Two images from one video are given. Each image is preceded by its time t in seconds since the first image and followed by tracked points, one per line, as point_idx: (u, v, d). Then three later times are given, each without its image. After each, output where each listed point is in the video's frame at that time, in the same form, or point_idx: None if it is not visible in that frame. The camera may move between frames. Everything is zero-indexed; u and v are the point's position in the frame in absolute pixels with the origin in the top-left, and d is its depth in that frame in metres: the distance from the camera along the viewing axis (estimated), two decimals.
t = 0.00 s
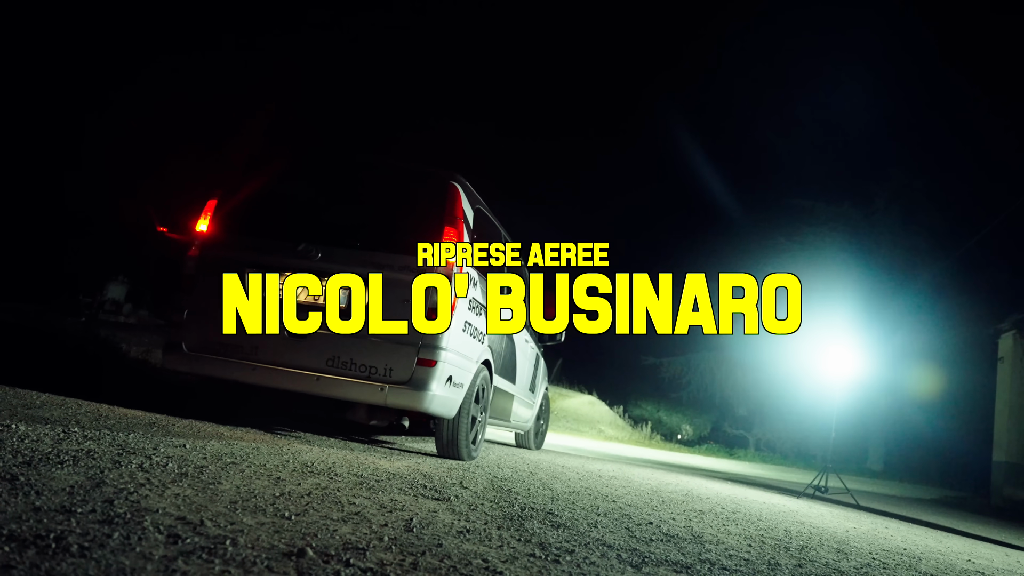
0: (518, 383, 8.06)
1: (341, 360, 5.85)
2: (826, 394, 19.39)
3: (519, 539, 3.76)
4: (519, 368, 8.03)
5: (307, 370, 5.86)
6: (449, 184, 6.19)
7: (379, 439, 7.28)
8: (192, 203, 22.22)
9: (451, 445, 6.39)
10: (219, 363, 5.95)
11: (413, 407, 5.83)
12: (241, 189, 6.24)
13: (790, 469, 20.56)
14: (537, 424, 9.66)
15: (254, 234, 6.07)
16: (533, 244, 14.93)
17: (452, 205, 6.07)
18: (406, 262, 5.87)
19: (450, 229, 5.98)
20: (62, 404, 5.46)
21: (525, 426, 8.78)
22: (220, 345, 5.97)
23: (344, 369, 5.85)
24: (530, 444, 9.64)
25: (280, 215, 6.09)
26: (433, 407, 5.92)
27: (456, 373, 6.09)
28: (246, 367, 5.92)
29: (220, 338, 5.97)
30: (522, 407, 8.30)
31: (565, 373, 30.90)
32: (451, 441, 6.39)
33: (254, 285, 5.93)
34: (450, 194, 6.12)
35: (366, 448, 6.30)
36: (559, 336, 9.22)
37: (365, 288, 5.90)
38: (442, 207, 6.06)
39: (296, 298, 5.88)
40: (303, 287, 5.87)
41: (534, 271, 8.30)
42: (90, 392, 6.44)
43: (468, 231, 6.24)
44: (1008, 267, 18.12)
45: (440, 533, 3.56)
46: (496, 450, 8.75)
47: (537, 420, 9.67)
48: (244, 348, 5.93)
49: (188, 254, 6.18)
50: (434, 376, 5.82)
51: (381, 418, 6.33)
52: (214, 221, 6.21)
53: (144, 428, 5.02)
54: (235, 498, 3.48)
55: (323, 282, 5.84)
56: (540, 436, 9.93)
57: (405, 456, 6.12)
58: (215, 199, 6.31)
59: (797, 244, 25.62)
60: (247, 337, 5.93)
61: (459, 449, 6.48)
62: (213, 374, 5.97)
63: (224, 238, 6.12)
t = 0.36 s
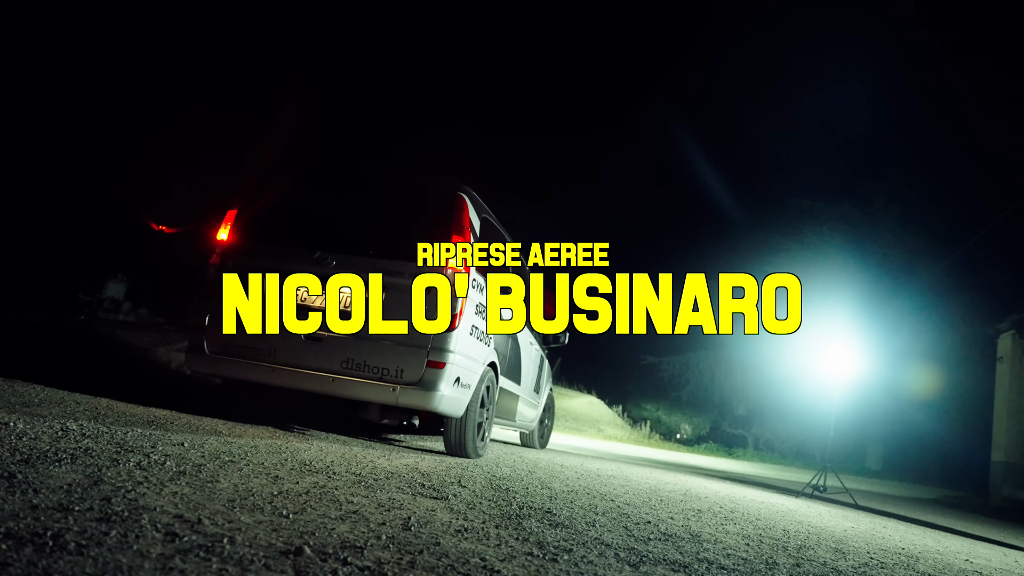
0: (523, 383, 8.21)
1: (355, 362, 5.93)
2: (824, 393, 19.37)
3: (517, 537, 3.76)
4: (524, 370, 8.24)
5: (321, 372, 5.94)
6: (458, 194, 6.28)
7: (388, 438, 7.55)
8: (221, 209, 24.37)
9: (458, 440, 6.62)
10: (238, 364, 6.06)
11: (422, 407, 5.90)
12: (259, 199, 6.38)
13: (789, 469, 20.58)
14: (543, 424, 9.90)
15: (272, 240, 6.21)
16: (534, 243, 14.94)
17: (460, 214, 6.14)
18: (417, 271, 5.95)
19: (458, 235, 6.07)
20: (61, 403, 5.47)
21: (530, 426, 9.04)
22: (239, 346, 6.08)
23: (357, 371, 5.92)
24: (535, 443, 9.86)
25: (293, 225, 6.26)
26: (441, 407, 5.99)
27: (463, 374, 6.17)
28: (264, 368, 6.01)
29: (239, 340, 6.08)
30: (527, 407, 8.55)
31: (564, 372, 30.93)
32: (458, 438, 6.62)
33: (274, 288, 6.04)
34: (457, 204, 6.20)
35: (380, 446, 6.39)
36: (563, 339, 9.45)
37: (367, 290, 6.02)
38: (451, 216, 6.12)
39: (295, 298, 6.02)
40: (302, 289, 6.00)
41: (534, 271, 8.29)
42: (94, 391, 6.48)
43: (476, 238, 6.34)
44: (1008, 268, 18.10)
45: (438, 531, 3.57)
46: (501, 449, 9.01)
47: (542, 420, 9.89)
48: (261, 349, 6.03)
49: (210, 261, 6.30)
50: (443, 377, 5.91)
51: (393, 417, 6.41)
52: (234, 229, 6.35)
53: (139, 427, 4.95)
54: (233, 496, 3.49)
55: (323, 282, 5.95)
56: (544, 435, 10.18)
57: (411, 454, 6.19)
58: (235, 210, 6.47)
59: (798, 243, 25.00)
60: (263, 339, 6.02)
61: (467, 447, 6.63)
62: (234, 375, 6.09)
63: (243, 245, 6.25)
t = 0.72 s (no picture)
0: (529, 385, 8.46)
1: (369, 364, 6.18)
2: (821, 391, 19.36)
3: (515, 536, 3.76)
4: (531, 371, 8.49)
5: (337, 373, 6.20)
6: (465, 206, 6.56)
7: (407, 436, 7.99)
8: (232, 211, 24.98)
9: (468, 438, 6.85)
10: (260, 366, 6.32)
11: (433, 407, 6.16)
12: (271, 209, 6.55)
13: (787, 467, 20.62)
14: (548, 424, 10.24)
15: (287, 249, 6.43)
16: (533, 244, 14.93)
17: (467, 226, 6.44)
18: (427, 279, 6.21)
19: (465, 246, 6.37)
20: (60, 401, 5.47)
21: (537, 426, 9.34)
22: (259, 348, 6.35)
23: (372, 372, 6.18)
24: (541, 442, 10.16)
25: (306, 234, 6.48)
26: (450, 407, 6.25)
27: (472, 375, 6.42)
28: (285, 369, 6.30)
29: (260, 343, 6.34)
30: (533, 407, 8.83)
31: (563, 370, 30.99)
32: (467, 437, 6.87)
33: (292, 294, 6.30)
34: (464, 216, 6.48)
35: (394, 444, 6.61)
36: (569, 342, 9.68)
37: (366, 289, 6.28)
38: (458, 229, 6.41)
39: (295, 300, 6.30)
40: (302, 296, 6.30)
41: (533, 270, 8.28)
42: (95, 391, 6.50)
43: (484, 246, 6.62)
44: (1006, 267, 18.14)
45: (437, 530, 3.56)
46: (509, 446, 9.30)
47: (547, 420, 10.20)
48: (281, 352, 6.30)
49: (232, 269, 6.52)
50: (452, 378, 6.17)
51: (405, 416, 6.64)
52: (254, 238, 6.58)
53: (136, 423, 4.99)
54: (232, 494, 3.49)
55: (323, 282, 6.22)
56: (550, 435, 10.48)
57: (411, 450, 6.31)
58: (255, 219, 6.72)
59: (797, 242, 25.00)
60: (283, 341, 6.30)
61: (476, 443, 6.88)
62: (256, 377, 6.36)
63: (262, 253, 6.47)
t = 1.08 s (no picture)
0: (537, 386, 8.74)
1: (385, 366, 6.36)
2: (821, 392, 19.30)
3: (514, 535, 3.76)
4: (538, 374, 8.77)
5: (354, 374, 6.40)
6: (475, 217, 6.73)
7: (422, 435, 8.22)
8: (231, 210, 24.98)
9: (476, 436, 7.03)
10: (281, 369, 6.54)
11: (444, 408, 6.32)
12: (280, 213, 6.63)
13: (785, 467, 20.62)
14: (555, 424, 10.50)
15: (306, 255, 6.62)
16: (534, 244, 14.91)
17: (477, 235, 6.61)
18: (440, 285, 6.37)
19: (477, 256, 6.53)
20: (60, 400, 5.47)
21: (543, 425, 9.63)
22: (280, 352, 6.56)
23: (386, 374, 6.36)
24: (548, 442, 10.41)
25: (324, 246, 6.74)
26: (460, 407, 6.41)
27: (480, 377, 6.58)
28: (305, 372, 6.49)
29: (281, 347, 6.56)
30: (540, 407, 9.08)
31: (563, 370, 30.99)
32: (476, 436, 7.08)
33: (309, 300, 6.54)
34: (474, 227, 6.66)
35: (410, 443, 6.76)
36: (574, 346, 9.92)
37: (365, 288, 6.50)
38: (469, 238, 6.59)
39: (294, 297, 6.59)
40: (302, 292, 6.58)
41: (533, 270, 8.28)
42: (97, 390, 6.52)
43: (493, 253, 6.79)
44: (1005, 267, 18.13)
45: (436, 529, 3.57)
46: (516, 445, 9.49)
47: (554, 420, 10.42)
48: (301, 355, 6.50)
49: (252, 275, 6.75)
50: (462, 380, 6.33)
51: (420, 417, 6.76)
52: (276, 248, 6.75)
53: (135, 422, 5.00)
54: (231, 494, 3.49)
55: (323, 282, 6.50)
56: (558, 435, 10.73)
57: (408, 449, 6.30)
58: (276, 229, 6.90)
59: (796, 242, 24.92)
60: (302, 344, 6.51)
61: (485, 443, 7.12)
62: (278, 379, 6.58)
63: (283, 261, 6.66)
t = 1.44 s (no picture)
0: (545, 389, 9.13)
1: (401, 368, 6.68)
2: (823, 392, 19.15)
3: (515, 535, 3.76)
4: (547, 376, 9.18)
5: (372, 376, 6.72)
6: (486, 228, 7.02)
7: (437, 434, 8.46)
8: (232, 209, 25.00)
9: (488, 436, 7.29)
10: (304, 371, 6.89)
11: (456, 408, 6.62)
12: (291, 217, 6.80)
13: (787, 467, 20.50)
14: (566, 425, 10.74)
15: (328, 263, 6.99)
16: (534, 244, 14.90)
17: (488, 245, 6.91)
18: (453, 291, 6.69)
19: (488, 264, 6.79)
20: (61, 398, 5.46)
21: (553, 425, 9.93)
22: (302, 355, 6.90)
23: (403, 376, 6.67)
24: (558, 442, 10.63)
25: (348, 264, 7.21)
26: (471, 408, 6.68)
27: (492, 379, 6.84)
28: (327, 374, 6.85)
29: (303, 350, 6.90)
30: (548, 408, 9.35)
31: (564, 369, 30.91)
32: (488, 436, 7.36)
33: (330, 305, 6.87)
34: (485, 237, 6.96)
35: (427, 442, 7.04)
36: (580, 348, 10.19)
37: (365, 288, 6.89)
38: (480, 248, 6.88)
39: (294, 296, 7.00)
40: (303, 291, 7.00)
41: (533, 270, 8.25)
42: (100, 389, 6.53)
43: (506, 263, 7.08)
44: (1006, 268, 18.07)
45: (437, 528, 3.57)
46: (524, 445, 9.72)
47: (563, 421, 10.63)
48: (323, 358, 6.85)
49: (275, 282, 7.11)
50: (473, 382, 6.60)
51: (434, 417, 7.04)
52: (299, 256, 7.12)
53: (139, 421, 5.02)
54: (233, 492, 3.49)
55: (323, 282, 6.89)
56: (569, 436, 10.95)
57: (409, 449, 6.28)
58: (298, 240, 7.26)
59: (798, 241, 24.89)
60: (324, 347, 6.86)
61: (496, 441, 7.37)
62: (302, 381, 6.93)
63: (306, 269, 7.01)
